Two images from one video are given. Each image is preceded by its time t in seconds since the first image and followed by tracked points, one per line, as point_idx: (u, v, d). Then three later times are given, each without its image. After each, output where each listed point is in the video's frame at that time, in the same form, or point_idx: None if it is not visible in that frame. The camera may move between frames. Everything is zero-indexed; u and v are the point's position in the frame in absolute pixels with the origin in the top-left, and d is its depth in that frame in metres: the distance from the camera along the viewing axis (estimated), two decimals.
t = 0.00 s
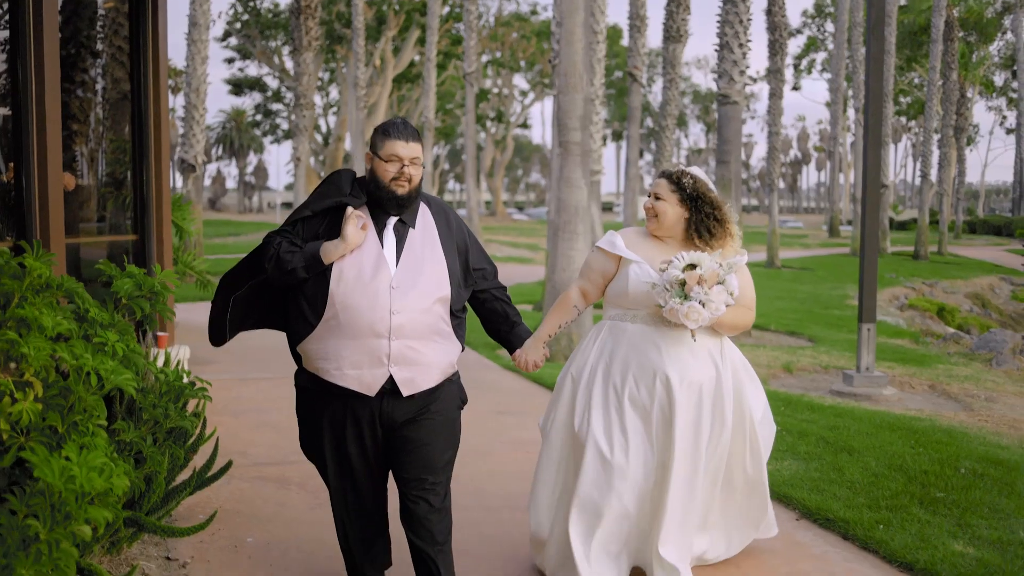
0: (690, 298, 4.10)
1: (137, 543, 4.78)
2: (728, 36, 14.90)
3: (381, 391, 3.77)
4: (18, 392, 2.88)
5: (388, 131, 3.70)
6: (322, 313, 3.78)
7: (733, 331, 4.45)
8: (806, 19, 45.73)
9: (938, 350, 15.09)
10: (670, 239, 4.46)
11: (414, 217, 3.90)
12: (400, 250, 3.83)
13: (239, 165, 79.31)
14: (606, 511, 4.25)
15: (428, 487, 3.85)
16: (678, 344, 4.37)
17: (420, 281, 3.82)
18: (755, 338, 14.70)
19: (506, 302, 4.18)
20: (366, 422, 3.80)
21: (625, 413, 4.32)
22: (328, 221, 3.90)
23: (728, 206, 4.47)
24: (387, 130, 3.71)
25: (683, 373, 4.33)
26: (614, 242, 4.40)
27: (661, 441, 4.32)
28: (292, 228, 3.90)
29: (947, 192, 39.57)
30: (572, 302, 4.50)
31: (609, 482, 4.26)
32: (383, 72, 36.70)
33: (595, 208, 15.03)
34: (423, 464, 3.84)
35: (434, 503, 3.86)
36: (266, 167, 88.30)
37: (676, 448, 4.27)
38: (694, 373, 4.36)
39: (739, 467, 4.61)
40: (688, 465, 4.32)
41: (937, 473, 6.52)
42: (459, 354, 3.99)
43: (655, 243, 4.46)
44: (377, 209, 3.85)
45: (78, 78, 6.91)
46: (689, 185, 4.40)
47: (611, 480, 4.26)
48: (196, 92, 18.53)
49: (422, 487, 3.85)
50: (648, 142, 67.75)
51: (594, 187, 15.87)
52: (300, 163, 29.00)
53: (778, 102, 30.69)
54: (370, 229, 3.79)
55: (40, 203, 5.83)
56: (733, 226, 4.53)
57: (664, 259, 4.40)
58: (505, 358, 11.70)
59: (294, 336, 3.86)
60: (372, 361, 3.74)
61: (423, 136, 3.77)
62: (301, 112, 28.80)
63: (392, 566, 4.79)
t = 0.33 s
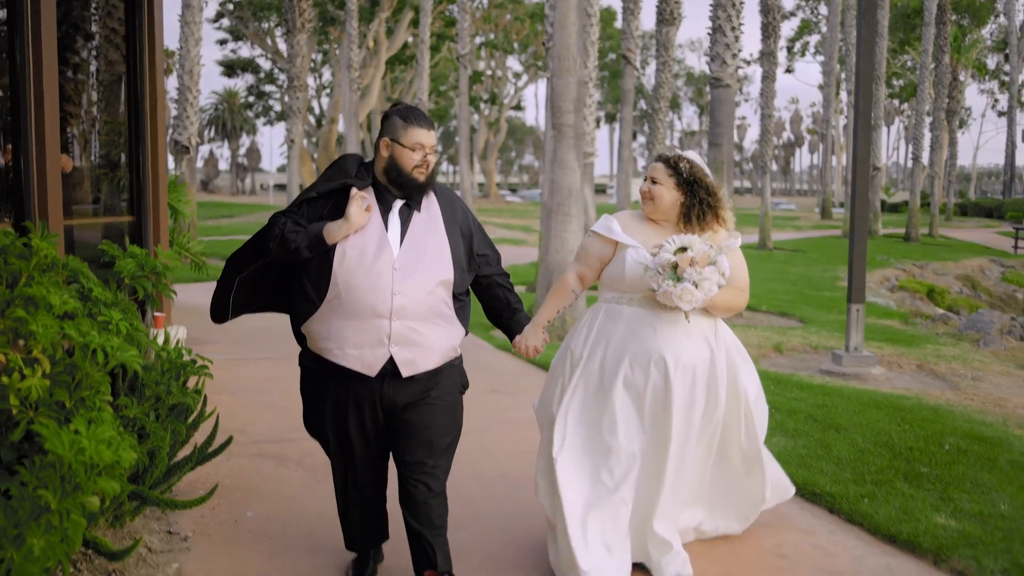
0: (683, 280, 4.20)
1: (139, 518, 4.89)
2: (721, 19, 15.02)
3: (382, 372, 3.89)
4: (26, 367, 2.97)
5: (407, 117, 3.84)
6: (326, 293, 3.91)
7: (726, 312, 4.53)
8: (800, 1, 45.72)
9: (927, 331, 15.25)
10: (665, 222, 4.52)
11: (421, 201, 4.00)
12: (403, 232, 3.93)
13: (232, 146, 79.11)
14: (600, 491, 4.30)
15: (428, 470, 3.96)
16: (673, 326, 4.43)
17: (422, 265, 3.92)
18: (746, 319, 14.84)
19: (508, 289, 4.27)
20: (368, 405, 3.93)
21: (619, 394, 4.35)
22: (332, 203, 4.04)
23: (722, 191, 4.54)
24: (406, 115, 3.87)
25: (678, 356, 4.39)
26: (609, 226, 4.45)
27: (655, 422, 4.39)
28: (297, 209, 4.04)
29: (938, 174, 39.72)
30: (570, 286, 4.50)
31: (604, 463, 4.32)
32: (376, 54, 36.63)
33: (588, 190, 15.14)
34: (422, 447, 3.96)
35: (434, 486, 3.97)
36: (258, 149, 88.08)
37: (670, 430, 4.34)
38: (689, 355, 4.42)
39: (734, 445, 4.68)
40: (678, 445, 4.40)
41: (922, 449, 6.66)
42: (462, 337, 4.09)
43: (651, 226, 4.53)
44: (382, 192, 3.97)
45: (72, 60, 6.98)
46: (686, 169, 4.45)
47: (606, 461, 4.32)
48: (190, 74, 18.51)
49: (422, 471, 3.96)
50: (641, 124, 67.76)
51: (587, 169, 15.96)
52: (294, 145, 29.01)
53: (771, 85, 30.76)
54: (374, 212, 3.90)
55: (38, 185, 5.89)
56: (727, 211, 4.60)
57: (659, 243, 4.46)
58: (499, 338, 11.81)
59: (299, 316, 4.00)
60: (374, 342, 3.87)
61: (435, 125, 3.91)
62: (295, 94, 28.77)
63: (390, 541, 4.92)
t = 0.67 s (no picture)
0: (679, 257, 4.28)
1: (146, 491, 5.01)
2: None
3: (394, 347, 3.99)
4: (41, 341, 3.07)
5: (425, 97, 3.96)
6: (339, 269, 4.01)
7: (719, 286, 4.62)
8: None
9: (921, 305, 15.38)
10: (658, 198, 4.59)
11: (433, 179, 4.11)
12: (414, 209, 4.03)
13: (226, 124, 78.80)
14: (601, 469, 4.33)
15: (439, 444, 4.07)
16: (670, 301, 4.52)
17: (433, 242, 4.02)
18: (741, 294, 14.96)
19: (513, 268, 4.36)
20: (380, 381, 4.04)
21: (619, 370, 4.43)
22: (343, 179, 4.13)
23: (714, 164, 4.60)
24: (424, 95, 3.98)
25: (676, 332, 4.49)
26: (601, 206, 4.53)
27: (654, 397, 4.46)
28: (310, 185, 4.11)
29: (934, 148, 39.76)
30: (563, 265, 4.58)
31: (604, 439, 4.36)
32: (370, 30, 36.51)
33: (583, 166, 15.21)
34: (432, 423, 4.06)
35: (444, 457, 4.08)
36: (252, 127, 87.84)
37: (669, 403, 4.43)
38: (686, 331, 4.52)
39: (731, 422, 4.78)
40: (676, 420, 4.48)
41: (913, 420, 6.79)
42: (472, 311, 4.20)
43: (644, 202, 4.60)
44: (394, 169, 4.07)
45: (69, 40, 7.02)
46: (678, 146, 4.51)
47: (606, 436, 4.37)
48: (184, 52, 18.50)
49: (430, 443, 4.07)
50: (636, 100, 67.63)
51: (582, 145, 16.03)
52: (289, 123, 28.99)
53: (767, 59, 30.73)
54: (385, 187, 4.00)
55: (40, 165, 5.97)
56: (721, 184, 4.65)
57: (652, 220, 4.54)
58: (496, 314, 11.92)
59: (312, 292, 4.10)
60: (386, 316, 3.97)
61: (449, 105, 4.02)
62: (289, 72, 28.74)
63: (392, 510, 5.04)
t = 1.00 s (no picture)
0: (671, 236, 4.31)
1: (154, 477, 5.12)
2: None
3: (408, 331, 4.09)
4: (52, 331, 3.19)
5: (432, 84, 4.05)
6: (351, 256, 4.10)
7: (707, 267, 4.65)
8: None
9: (914, 281, 15.49)
10: (643, 183, 4.60)
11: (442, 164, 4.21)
12: (424, 194, 4.13)
13: (219, 116, 78.61)
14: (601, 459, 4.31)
15: (450, 427, 4.21)
16: (658, 286, 4.53)
17: (443, 227, 4.12)
18: (735, 275, 15.08)
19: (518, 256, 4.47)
20: (391, 368, 4.14)
21: (613, 359, 4.41)
22: (354, 165, 4.21)
23: (696, 146, 4.62)
24: (431, 82, 4.07)
25: (668, 319, 4.49)
26: (587, 196, 4.55)
27: (649, 383, 4.46)
28: (321, 172, 4.19)
29: (926, 125, 39.87)
30: (549, 256, 4.62)
31: (602, 428, 4.34)
32: (362, 18, 36.48)
33: (576, 150, 15.29)
34: (441, 407, 4.18)
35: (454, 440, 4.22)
36: (245, 119, 87.72)
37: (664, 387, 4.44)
38: (677, 317, 4.53)
39: (724, 400, 4.82)
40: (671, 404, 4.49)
41: (904, 394, 6.90)
42: (483, 295, 4.31)
43: (628, 188, 4.62)
44: (403, 155, 4.16)
45: (65, 35, 7.07)
46: (659, 129, 4.53)
47: (604, 427, 4.35)
48: (178, 44, 18.52)
49: (440, 426, 4.19)
50: (629, 83, 67.61)
51: (575, 130, 16.12)
52: (283, 113, 28.98)
53: (758, 41, 30.80)
54: (395, 172, 4.09)
55: (41, 160, 6.04)
56: (704, 165, 4.67)
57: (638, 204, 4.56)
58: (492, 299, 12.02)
59: (323, 279, 4.18)
60: (399, 301, 4.07)
61: (455, 91, 4.12)
62: (281, 62, 28.73)
63: (395, 491, 5.15)
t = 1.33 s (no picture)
0: (648, 225, 4.33)
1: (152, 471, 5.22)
2: None
3: (414, 329, 4.20)
4: (55, 326, 3.29)
5: (431, 83, 4.13)
6: (358, 255, 4.19)
7: (686, 265, 4.68)
8: None
9: (904, 279, 15.62)
10: (618, 184, 4.62)
11: (446, 164, 4.31)
12: (429, 194, 4.23)
13: (213, 115, 78.59)
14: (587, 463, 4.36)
15: (452, 416, 4.35)
16: (638, 288, 4.57)
17: (447, 226, 4.22)
18: (726, 273, 15.21)
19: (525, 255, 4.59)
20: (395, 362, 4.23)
21: (597, 363, 4.44)
22: (361, 166, 4.30)
23: (669, 145, 4.66)
24: (431, 82, 4.15)
25: (651, 320, 4.53)
26: (564, 201, 4.55)
27: (634, 385, 4.50)
28: (327, 173, 4.26)
29: (918, 125, 40.06)
30: (530, 263, 4.60)
31: (587, 433, 4.39)
32: (356, 18, 36.52)
33: (569, 150, 15.40)
34: (440, 401, 4.30)
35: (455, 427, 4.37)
36: (240, 118, 87.71)
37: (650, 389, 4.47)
38: (660, 318, 4.57)
39: (710, 399, 4.86)
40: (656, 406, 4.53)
41: (890, 389, 7.03)
42: (484, 294, 4.41)
43: (605, 190, 4.63)
44: (408, 155, 4.25)
45: (61, 34, 7.13)
46: (630, 128, 4.55)
47: (589, 431, 4.39)
48: (173, 43, 18.62)
49: (439, 417, 4.32)
50: (623, 83, 67.74)
51: (568, 129, 16.23)
52: (278, 112, 29.03)
53: (750, 40, 30.95)
54: (402, 173, 4.18)
55: (39, 159, 6.13)
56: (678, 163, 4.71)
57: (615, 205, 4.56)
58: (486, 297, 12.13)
59: (329, 278, 4.28)
60: (405, 301, 4.17)
61: (455, 89, 4.20)
62: (277, 61, 28.77)
63: (388, 485, 5.25)
